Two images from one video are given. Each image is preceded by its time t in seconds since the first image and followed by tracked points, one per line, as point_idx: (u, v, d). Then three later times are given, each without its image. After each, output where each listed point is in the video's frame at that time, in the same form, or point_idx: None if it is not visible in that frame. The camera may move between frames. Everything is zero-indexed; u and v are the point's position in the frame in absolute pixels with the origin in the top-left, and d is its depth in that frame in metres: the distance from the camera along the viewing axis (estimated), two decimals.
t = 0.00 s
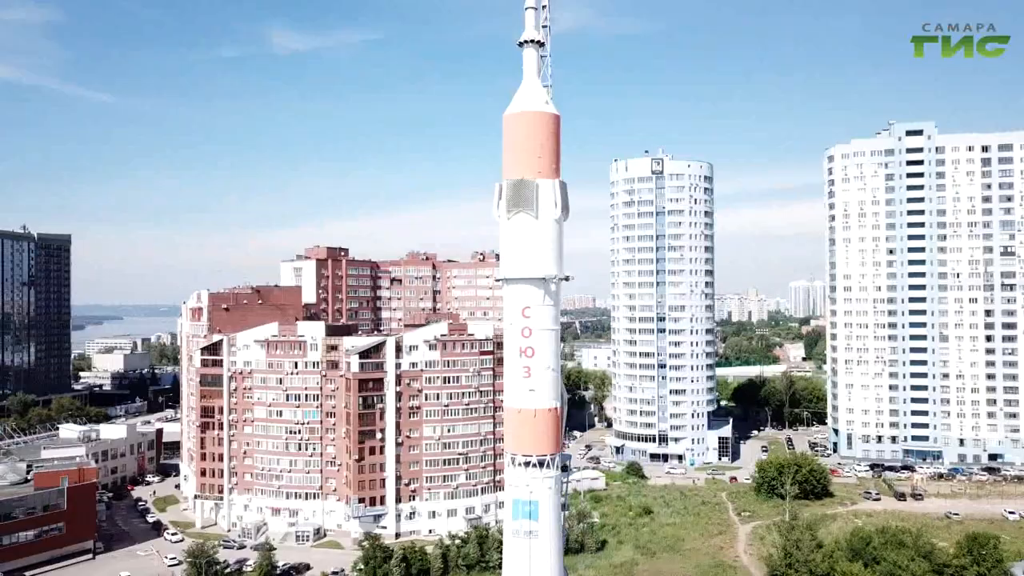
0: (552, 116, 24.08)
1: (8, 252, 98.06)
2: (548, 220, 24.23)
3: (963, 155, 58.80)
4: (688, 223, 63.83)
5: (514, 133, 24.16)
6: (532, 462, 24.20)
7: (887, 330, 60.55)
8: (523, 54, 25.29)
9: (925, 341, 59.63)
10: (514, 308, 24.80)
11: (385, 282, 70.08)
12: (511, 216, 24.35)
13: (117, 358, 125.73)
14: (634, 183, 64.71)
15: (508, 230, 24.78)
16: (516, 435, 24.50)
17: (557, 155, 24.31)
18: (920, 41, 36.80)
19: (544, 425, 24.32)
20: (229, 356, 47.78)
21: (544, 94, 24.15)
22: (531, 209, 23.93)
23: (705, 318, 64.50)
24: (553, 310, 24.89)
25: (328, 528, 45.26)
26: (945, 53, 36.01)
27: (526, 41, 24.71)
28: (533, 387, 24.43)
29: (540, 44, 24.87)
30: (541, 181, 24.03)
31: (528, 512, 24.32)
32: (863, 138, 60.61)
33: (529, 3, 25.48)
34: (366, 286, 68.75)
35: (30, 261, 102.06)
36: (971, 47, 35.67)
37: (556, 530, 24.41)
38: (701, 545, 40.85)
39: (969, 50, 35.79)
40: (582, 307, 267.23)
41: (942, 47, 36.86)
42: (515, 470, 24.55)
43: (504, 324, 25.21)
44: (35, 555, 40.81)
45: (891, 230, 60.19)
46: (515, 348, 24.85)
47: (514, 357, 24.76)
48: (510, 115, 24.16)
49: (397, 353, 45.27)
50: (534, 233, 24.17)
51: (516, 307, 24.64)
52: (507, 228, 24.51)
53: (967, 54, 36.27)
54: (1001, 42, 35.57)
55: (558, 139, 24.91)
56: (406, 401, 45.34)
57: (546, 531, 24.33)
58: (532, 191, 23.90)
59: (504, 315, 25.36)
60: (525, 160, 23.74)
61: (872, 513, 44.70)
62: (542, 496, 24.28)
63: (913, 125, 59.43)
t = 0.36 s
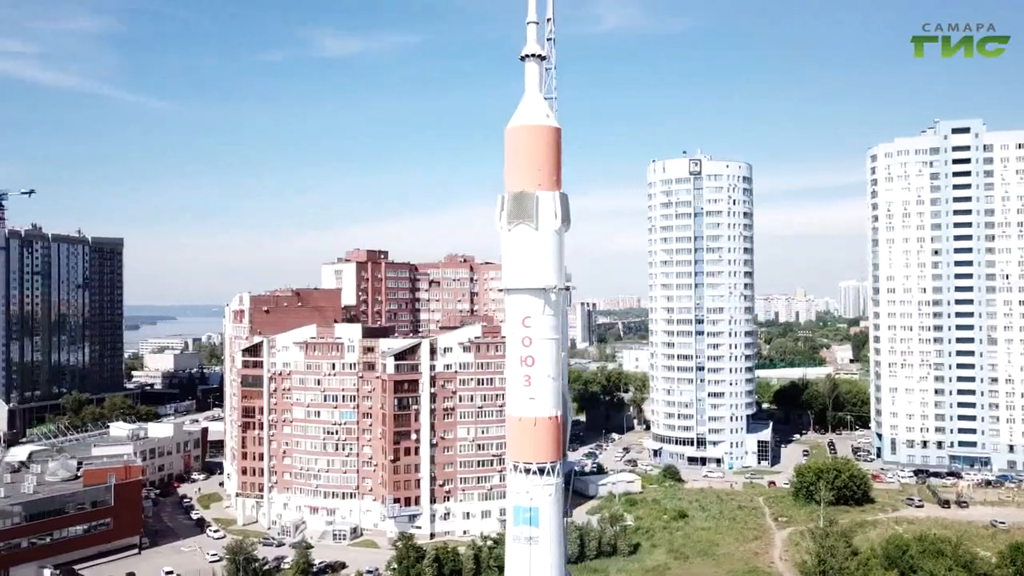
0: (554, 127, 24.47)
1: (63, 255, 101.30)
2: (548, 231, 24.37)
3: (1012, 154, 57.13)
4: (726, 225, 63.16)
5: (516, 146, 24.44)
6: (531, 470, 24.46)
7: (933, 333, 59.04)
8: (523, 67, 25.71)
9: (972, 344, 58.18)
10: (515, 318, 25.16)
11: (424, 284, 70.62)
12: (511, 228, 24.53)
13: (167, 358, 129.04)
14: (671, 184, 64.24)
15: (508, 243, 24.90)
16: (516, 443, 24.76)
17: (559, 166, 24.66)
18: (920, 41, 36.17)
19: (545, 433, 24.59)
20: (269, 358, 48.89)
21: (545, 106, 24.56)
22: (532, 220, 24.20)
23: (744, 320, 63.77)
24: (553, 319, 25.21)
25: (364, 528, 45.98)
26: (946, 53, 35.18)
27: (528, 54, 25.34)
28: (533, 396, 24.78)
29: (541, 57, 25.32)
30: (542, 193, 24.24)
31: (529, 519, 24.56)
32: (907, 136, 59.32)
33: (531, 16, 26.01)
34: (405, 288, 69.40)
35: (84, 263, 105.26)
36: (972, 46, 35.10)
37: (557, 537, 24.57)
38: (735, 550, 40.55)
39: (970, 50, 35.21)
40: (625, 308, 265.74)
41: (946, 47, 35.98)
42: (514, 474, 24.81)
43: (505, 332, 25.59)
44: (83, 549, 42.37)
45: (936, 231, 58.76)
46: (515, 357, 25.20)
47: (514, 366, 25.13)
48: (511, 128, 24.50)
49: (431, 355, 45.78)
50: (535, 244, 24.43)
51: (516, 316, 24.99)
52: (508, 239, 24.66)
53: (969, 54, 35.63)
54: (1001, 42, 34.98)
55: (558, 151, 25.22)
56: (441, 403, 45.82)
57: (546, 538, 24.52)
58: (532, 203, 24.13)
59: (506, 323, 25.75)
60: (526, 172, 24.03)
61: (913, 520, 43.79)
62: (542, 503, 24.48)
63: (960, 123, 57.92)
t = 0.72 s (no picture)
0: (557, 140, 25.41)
1: (116, 258, 104.39)
2: (548, 242, 25.36)
3: None
4: (765, 226, 62.33)
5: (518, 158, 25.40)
6: (533, 477, 25.44)
7: (980, 335, 57.58)
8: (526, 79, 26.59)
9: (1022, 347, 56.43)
10: (517, 327, 26.07)
11: (462, 286, 70.94)
12: (512, 238, 25.53)
13: (215, 358, 132.09)
14: (710, 185, 63.68)
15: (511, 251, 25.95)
16: (519, 450, 25.70)
17: (560, 178, 25.59)
18: (918, 41, 33.50)
19: (546, 440, 25.53)
20: (308, 359, 49.83)
21: (545, 120, 25.42)
22: (533, 231, 25.21)
23: (785, 322, 62.90)
24: (553, 328, 26.15)
25: (399, 527, 46.62)
26: (944, 55, 33.04)
27: (530, 66, 26.15)
28: (534, 404, 25.68)
29: (543, 70, 26.19)
30: (542, 205, 25.25)
31: (530, 525, 25.57)
32: (953, 134, 57.94)
33: (534, 30, 26.76)
34: (443, 291, 69.98)
35: (136, 265, 108.39)
36: (972, 47, 32.87)
37: (556, 544, 25.51)
38: (770, 556, 40.06)
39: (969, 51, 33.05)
40: (669, 308, 263.42)
41: (944, 47, 33.55)
42: (517, 481, 25.80)
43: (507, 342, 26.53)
44: (130, 543, 43.75)
45: (984, 230, 57.17)
46: (516, 366, 26.11)
47: (516, 375, 26.02)
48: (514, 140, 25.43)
49: (465, 357, 46.18)
50: (535, 254, 25.45)
51: (517, 325, 25.94)
52: (510, 249, 25.73)
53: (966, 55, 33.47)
54: (1002, 41, 32.93)
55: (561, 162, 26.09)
56: (475, 404, 46.24)
57: (546, 544, 25.51)
58: (532, 214, 25.13)
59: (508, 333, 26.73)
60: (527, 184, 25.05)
61: (957, 528, 42.72)
62: (542, 510, 25.44)
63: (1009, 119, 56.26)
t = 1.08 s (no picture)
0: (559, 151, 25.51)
1: (166, 260, 107.28)
2: (550, 252, 25.42)
3: None
4: (806, 226, 61.38)
5: (521, 170, 25.57)
6: (536, 483, 25.43)
7: None
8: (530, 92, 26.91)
9: None
10: (519, 336, 26.16)
11: (499, 288, 72.18)
12: (514, 248, 25.69)
13: (262, 358, 134.87)
14: (749, 185, 62.83)
15: (514, 262, 26.11)
16: (522, 456, 25.81)
17: (562, 189, 25.68)
18: (918, 41, 32.99)
19: (548, 447, 25.51)
20: (346, 360, 50.68)
21: (548, 131, 25.46)
22: (534, 241, 25.34)
23: (826, 324, 61.91)
24: (557, 337, 26.12)
25: (435, 527, 47.14)
26: (945, 54, 32.39)
27: (533, 79, 26.45)
28: (536, 412, 25.69)
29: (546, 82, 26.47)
30: (544, 215, 25.36)
31: (532, 530, 25.61)
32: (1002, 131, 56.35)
33: (536, 44, 27.13)
34: (481, 293, 70.69)
35: (186, 268, 111.25)
36: (972, 47, 32.35)
37: (559, 550, 25.51)
38: (806, 562, 39.55)
39: (969, 51, 32.48)
40: (715, 308, 260.25)
41: (944, 47, 32.93)
42: (520, 487, 25.85)
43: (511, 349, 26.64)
44: (175, 539, 45.07)
45: None
46: (519, 373, 26.18)
47: (519, 383, 26.08)
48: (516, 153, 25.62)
49: (499, 359, 46.53)
50: (536, 264, 25.59)
51: (520, 334, 26.04)
52: (512, 259, 25.94)
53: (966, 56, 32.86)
54: (1002, 42, 32.47)
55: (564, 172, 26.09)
56: (509, 406, 46.50)
57: (549, 550, 25.53)
58: (533, 225, 25.26)
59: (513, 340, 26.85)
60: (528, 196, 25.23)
61: (1002, 536, 41.61)
62: (545, 516, 25.47)
63: None
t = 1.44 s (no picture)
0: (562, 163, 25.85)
1: (214, 263, 109.80)
2: (553, 261, 25.68)
3: None
4: (849, 227, 60.26)
5: (523, 181, 25.82)
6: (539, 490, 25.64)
7: None
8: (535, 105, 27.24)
9: None
10: (523, 343, 26.32)
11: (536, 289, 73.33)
12: (517, 258, 25.87)
13: (308, 358, 137.13)
14: (790, 185, 61.89)
15: (516, 272, 26.25)
16: (524, 463, 26.05)
17: (565, 201, 25.94)
18: (917, 41, 30.28)
19: (549, 455, 25.73)
20: (384, 361, 51.38)
21: (550, 142, 25.83)
22: (535, 251, 25.59)
23: (870, 326, 60.74)
24: (559, 346, 26.31)
25: (471, 528, 47.56)
26: (944, 56, 30.39)
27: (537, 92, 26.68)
28: (538, 420, 25.89)
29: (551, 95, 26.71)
30: (547, 226, 25.64)
31: (534, 537, 25.85)
32: None
33: (541, 57, 27.28)
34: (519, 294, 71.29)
35: (233, 270, 113.74)
36: (971, 48, 30.13)
37: (561, 556, 25.73)
38: (843, 569, 38.95)
39: (968, 52, 30.27)
40: (761, 308, 256.31)
41: (943, 47, 30.59)
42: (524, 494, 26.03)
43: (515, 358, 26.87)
44: (217, 536, 46.25)
45: None
46: (521, 381, 26.39)
47: (521, 391, 26.32)
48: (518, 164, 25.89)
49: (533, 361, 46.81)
50: (539, 274, 25.79)
51: (522, 343, 26.25)
52: (514, 269, 26.10)
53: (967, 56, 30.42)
54: (1004, 41, 30.22)
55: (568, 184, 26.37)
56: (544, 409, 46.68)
57: (551, 556, 25.77)
58: (537, 235, 25.53)
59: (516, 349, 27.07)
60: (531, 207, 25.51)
61: None
62: (547, 523, 25.71)
63: None
